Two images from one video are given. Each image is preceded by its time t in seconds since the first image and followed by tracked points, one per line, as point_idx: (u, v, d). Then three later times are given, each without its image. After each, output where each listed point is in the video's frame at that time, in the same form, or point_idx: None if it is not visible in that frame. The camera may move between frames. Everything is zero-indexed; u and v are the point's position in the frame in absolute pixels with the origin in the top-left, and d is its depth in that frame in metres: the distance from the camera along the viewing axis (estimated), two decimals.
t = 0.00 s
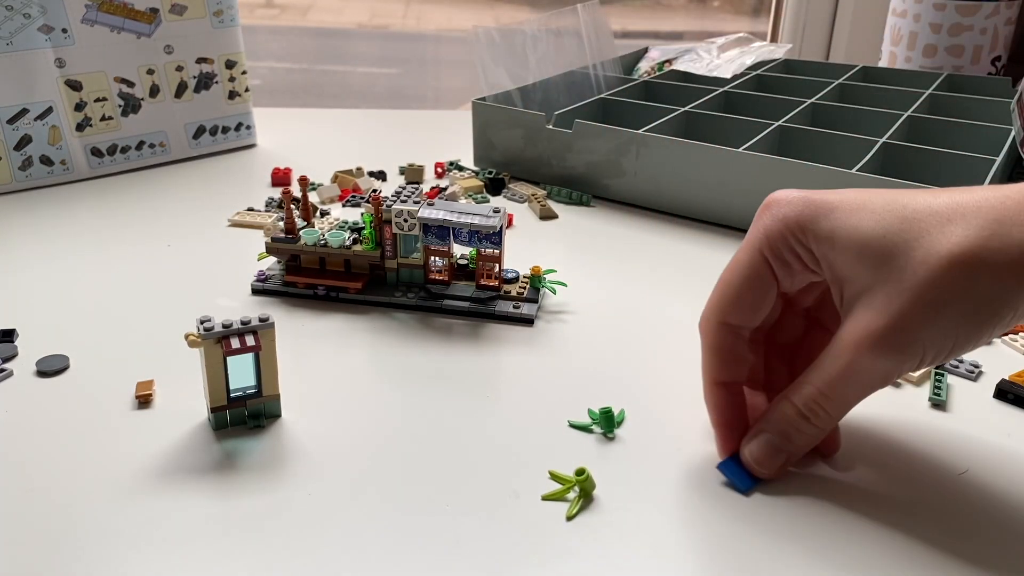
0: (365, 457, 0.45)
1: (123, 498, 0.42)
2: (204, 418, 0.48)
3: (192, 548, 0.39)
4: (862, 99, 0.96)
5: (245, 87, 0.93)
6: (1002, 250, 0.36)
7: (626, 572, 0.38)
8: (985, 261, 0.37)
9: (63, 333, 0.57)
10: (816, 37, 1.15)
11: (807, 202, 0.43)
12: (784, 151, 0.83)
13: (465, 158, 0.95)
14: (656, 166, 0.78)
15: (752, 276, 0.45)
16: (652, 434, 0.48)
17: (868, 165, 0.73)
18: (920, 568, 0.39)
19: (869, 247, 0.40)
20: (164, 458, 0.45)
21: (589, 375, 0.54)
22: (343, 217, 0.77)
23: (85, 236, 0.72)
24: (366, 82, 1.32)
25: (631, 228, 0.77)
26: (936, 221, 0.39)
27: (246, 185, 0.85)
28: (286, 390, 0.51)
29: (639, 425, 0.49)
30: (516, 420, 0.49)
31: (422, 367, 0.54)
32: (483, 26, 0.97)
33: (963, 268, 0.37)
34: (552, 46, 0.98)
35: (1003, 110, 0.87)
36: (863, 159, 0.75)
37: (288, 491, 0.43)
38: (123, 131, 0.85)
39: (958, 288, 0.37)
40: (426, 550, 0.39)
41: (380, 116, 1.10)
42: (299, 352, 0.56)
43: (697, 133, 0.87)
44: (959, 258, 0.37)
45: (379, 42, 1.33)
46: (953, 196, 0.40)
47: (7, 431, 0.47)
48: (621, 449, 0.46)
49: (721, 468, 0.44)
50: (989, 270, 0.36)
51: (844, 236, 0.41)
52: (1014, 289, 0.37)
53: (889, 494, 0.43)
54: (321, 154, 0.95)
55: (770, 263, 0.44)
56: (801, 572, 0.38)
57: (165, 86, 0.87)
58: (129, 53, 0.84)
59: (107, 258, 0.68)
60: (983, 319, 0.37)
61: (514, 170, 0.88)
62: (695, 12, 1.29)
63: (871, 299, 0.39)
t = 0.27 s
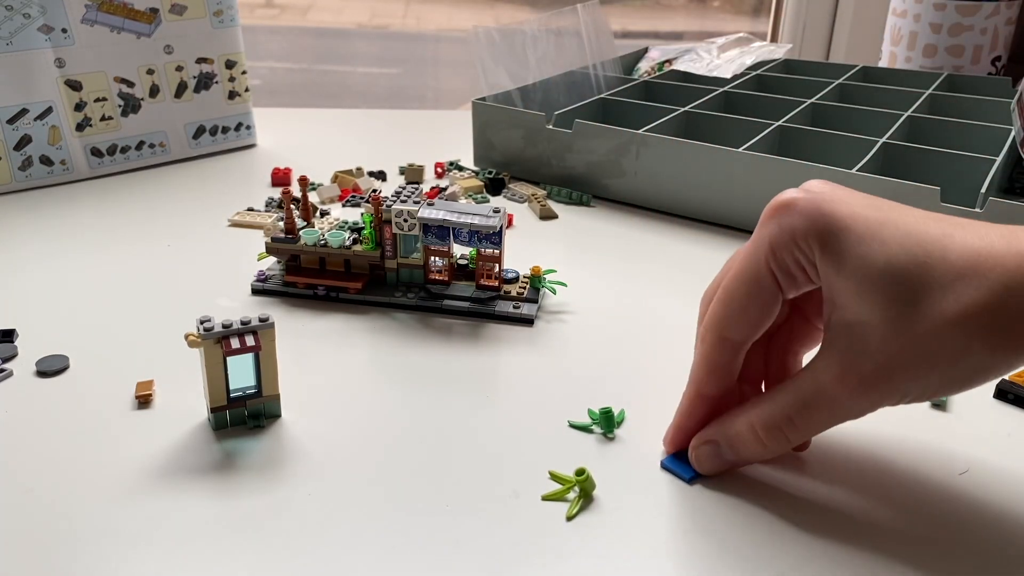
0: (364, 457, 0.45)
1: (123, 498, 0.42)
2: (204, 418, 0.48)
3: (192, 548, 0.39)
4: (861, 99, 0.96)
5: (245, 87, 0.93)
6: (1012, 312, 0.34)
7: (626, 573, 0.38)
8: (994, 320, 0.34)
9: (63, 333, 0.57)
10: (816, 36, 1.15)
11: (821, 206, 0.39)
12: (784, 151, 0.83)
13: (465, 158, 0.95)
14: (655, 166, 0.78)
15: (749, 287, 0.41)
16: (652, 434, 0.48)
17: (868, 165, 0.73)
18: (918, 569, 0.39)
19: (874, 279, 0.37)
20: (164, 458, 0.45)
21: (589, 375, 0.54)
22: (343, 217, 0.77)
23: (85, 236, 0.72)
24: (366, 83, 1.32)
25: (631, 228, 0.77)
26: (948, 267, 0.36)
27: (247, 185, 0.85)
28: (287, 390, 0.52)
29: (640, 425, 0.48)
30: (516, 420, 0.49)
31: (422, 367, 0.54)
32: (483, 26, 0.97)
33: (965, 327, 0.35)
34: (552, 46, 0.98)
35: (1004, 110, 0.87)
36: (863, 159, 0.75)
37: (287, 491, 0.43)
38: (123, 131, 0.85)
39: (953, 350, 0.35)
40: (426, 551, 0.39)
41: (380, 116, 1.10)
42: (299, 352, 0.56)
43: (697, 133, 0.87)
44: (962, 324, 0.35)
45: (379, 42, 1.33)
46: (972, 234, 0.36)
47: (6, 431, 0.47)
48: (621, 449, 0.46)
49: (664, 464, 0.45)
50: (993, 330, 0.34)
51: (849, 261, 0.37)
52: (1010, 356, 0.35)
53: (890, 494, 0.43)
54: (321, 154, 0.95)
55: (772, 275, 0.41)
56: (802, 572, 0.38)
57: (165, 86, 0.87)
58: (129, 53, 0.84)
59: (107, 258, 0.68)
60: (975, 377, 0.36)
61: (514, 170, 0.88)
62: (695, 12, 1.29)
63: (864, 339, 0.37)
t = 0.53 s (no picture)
0: (365, 457, 0.45)
1: (123, 498, 0.42)
2: (204, 418, 0.48)
3: (192, 548, 0.39)
4: (862, 99, 0.96)
5: (245, 87, 0.93)
6: (1006, 329, 0.34)
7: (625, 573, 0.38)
8: (988, 339, 0.35)
9: (63, 333, 0.57)
10: (816, 36, 1.15)
11: (824, 207, 0.39)
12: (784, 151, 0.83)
13: (465, 158, 0.95)
14: (655, 166, 0.78)
15: (743, 283, 0.42)
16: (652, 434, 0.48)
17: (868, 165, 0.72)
18: (918, 569, 0.39)
19: (870, 283, 0.37)
20: (164, 458, 0.45)
21: (590, 375, 0.54)
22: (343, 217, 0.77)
23: (85, 236, 0.72)
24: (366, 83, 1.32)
25: (632, 228, 0.77)
26: (946, 280, 0.36)
27: (247, 184, 0.85)
28: (287, 390, 0.51)
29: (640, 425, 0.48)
30: (516, 420, 0.49)
31: (422, 367, 0.54)
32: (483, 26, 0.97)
33: (959, 343, 0.35)
34: (552, 46, 0.98)
35: (1004, 110, 0.87)
36: (863, 159, 0.75)
37: (287, 491, 0.43)
38: (123, 131, 0.85)
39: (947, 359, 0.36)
40: (426, 551, 0.39)
41: (380, 116, 1.10)
42: (299, 353, 0.56)
43: (697, 132, 0.87)
44: (959, 334, 0.35)
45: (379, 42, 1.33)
46: (974, 241, 0.37)
47: (6, 431, 0.47)
48: (621, 449, 0.46)
49: (650, 459, 0.45)
50: (984, 347, 0.35)
51: (845, 264, 0.38)
52: (1004, 371, 0.35)
53: (890, 494, 0.43)
54: (321, 154, 0.94)
55: (766, 271, 0.41)
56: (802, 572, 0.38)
57: (165, 85, 0.87)
58: (129, 52, 0.84)
59: (107, 258, 0.68)
60: (968, 391, 0.36)
61: (514, 170, 0.88)
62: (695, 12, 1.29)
63: (857, 342, 0.38)
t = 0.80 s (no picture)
0: (364, 457, 0.45)
1: (123, 497, 0.42)
2: (205, 418, 0.49)
3: (191, 547, 0.39)
4: (861, 99, 0.96)
5: (245, 87, 0.93)
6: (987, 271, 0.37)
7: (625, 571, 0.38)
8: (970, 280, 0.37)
9: (64, 333, 0.57)
10: (816, 37, 1.15)
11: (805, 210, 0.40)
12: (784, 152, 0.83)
13: (465, 158, 0.95)
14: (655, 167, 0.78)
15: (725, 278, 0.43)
16: (651, 433, 0.48)
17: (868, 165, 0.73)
18: (917, 567, 0.39)
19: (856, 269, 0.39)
20: (164, 457, 0.45)
21: (589, 375, 0.54)
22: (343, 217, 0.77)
23: (86, 236, 0.72)
24: (366, 83, 1.32)
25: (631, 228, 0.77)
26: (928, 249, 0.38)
27: (248, 185, 0.85)
28: (287, 389, 0.52)
29: (639, 425, 0.49)
30: (516, 420, 0.49)
31: (421, 367, 0.54)
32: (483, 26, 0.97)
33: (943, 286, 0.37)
34: (552, 46, 0.98)
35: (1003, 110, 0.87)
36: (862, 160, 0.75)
37: (288, 490, 0.43)
38: (123, 131, 0.86)
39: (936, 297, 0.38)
40: (426, 550, 0.39)
41: (381, 116, 1.10)
42: (300, 352, 0.56)
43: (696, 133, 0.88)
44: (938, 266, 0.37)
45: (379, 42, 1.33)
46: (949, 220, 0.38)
47: (8, 431, 0.47)
48: (621, 449, 0.47)
49: (651, 458, 0.45)
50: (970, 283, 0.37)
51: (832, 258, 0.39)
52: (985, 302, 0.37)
53: (889, 494, 0.43)
54: (321, 154, 0.95)
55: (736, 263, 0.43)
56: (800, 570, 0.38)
57: (165, 86, 0.87)
58: (130, 53, 0.84)
59: (108, 259, 0.68)
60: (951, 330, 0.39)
61: (514, 171, 0.88)
62: (694, 13, 1.29)
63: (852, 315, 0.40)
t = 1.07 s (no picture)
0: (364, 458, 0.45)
1: (121, 498, 0.42)
2: (204, 418, 0.48)
3: (189, 548, 0.39)
4: (861, 99, 0.96)
5: (244, 86, 0.93)
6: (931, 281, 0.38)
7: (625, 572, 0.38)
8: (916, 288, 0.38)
9: (63, 333, 0.57)
10: (816, 36, 1.15)
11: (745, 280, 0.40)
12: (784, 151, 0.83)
13: (465, 158, 0.95)
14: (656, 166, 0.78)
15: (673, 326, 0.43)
16: (651, 434, 0.48)
17: (869, 164, 0.72)
18: (917, 568, 0.39)
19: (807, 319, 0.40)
20: (164, 458, 0.45)
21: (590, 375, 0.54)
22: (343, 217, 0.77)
23: (85, 236, 0.72)
24: (366, 83, 1.32)
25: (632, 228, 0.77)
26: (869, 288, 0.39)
27: (247, 184, 0.85)
28: (287, 389, 0.52)
29: (639, 425, 0.49)
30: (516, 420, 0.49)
31: (421, 367, 0.54)
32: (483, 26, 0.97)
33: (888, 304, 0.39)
34: (552, 46, 0.98)
35: (1004, 110, 0.87)
36: (863, 159, 0.75)
37: (288, 490, 0.43)
38: (122, 131, 0.85)
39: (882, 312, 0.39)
40: (426, 551, 0.39)
41: (380, 116, 1.10)
42: (299, 352, 0.56)
43: (696, 132, 0.87)
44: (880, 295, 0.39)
45: (379, 41, 1.32)
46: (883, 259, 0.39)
47: (6, 431, 0.47)
48: (621, 449, 0.46)
49: (651, 459, 0.45)
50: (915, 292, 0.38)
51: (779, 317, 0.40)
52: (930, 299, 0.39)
53: (890, 495, 0.43)
54: (321, 154, 0.94)
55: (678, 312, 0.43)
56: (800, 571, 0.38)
57: (165, 86, 0.87)
58: (129, 52, 0.84)
59: (106, 259, 0.68)
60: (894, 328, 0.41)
61: (514, 170, 0.88)
62: (694, 12, 1.29)
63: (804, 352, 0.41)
